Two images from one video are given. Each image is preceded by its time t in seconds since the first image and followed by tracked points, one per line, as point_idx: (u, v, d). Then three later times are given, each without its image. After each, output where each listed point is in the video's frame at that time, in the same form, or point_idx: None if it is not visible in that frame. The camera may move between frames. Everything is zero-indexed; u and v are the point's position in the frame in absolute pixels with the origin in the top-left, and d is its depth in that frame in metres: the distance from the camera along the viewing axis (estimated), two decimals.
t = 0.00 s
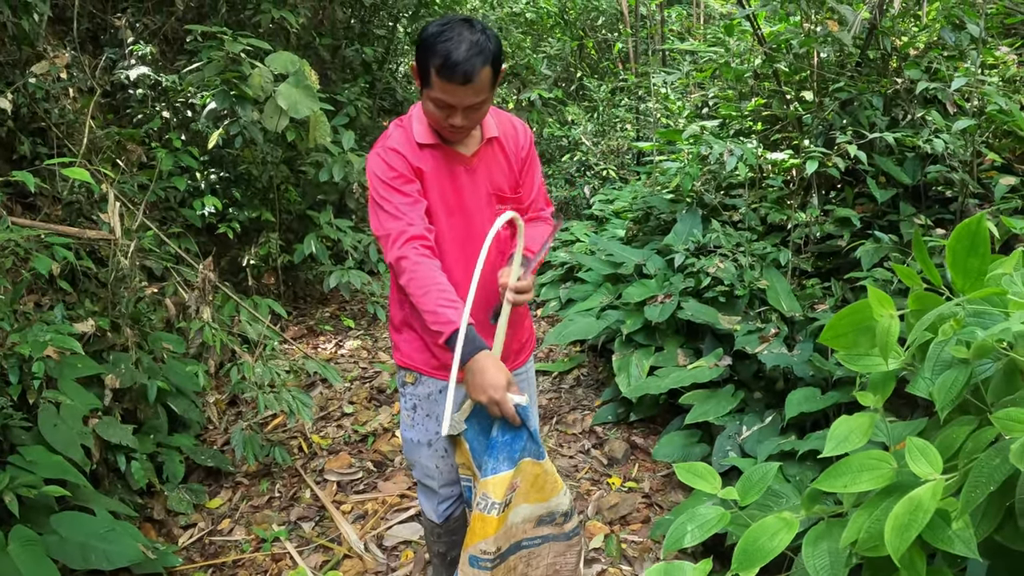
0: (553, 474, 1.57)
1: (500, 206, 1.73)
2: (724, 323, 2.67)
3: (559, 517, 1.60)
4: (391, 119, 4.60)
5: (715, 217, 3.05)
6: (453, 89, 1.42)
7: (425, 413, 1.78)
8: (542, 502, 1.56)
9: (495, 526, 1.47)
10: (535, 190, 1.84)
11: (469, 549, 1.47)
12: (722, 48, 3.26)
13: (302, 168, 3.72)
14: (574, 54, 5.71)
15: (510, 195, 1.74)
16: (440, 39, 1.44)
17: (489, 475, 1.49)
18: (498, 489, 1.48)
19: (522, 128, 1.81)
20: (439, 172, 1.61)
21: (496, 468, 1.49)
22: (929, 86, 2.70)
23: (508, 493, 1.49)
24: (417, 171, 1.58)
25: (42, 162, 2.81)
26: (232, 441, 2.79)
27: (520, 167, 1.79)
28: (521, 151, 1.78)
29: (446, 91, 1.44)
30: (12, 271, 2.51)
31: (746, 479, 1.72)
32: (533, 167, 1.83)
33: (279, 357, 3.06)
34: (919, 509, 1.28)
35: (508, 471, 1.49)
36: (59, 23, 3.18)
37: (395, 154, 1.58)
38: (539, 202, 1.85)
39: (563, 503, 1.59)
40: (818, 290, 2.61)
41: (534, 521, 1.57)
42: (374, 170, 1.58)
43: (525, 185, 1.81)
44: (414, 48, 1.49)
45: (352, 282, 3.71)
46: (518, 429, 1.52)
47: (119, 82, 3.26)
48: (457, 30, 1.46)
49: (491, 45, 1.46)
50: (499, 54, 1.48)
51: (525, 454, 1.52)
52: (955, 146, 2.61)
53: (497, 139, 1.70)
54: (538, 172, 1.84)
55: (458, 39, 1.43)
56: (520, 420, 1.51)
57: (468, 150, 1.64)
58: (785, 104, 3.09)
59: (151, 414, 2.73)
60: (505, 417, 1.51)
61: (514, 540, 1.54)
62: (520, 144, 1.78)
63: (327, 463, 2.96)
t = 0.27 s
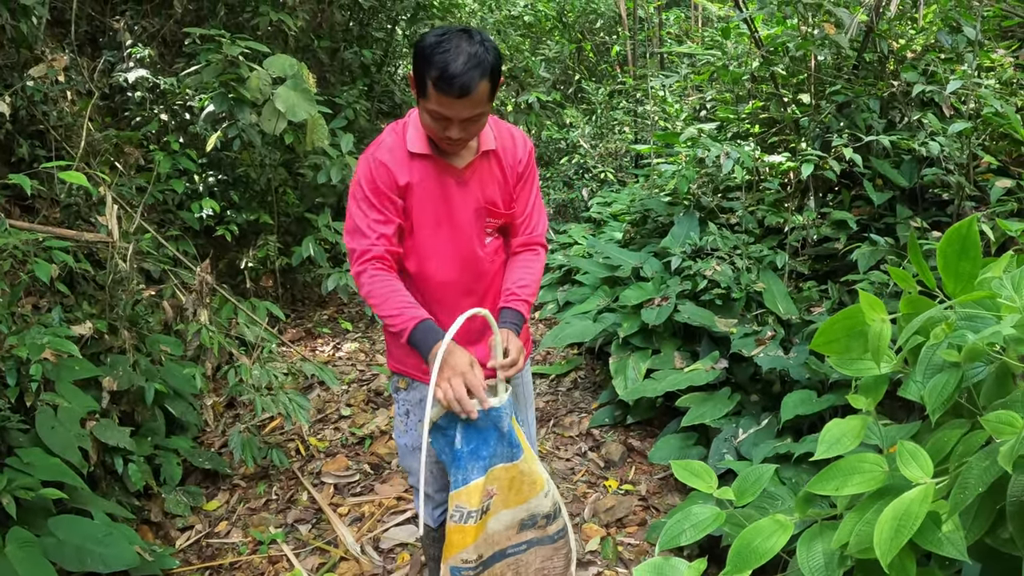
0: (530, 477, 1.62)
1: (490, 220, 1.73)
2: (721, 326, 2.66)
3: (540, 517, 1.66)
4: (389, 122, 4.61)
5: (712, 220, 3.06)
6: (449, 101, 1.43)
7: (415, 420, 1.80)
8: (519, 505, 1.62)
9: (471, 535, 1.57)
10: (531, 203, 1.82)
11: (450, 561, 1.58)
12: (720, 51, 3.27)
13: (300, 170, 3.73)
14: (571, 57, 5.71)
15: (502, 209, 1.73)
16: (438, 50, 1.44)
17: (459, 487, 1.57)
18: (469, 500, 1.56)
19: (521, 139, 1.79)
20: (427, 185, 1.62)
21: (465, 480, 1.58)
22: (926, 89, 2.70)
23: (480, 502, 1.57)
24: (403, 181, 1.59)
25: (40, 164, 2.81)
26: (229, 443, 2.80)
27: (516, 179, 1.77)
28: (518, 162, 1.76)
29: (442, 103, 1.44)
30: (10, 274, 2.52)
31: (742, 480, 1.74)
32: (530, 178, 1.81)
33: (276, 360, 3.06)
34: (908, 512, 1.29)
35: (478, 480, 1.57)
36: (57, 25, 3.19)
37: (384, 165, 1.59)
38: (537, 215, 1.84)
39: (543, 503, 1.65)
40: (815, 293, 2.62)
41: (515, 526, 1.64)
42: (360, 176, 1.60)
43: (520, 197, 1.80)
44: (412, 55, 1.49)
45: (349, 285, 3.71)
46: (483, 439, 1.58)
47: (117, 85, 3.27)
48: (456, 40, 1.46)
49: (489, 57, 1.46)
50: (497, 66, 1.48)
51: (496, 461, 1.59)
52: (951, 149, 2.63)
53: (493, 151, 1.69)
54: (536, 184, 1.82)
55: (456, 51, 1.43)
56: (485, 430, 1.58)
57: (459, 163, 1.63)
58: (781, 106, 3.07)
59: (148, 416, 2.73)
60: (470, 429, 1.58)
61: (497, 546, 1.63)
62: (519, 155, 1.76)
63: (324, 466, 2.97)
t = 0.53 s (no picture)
0: (519, 482, 1.63)
1: (485, 230, 1.72)
2: (720, 328, 2.66)
3: (531, 523, 1.66)
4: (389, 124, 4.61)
5: (711, 223, 3.05)
6: (455, 112, 1.43)
7: (408, 425, 1.81)
8: (511, 511, 1.62)
9: (463, 544, 1.58)
10: (530, 214, 1.80)
11: (443, 571, 1.59)
12: (718, 54, 3.27)
13: (299, 173, 3.73)
14: (570, 59, 5.72)
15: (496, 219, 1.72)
16: (441, 58, 1.44)
17: (449, 498, 1.59)
18: (460, 508, 1.58)
19: (523, 148, 1.77)
20: (416, 190, 1.63)
21: (454, 490, 1.59)
22: (925, 91, 2.70)
23: (472, 510, 1.58)
24: (393, 186, 1.62)
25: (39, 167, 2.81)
26: (228, 446, 2.79)
27: (514, 189, 1.75)
28: (518, 172, 1.75)
29: (447, 113, 1.44)
30: (8, 276, 2.51)
31: (738, 485, 1.74)
32: (530, 189, 1.79)
33: (275, 362, 3.06)
34: (906, 515, 1.28)
35: (467, 488, 1.59)
36: (56, 27, 3.19)
37: (373, 170, 1.61)
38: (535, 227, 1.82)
39: (533, 509, 1.65)
40: (814, 296, 2.61)
41: (508, 533, 1.63)
42: (352, 177, 1.63)
43: (519, 208, 1.79)
44: (416, 60, 1.49)
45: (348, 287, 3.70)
46: (471, 447, 1.60)
47: (116, 87, 3.27)
48: (461, 49, 1.45)
49: (492, 67, 1.45)
50: (501, 76, 1.48)
51: (486, 468, 1.60)
52: (950, 151, 2.61)
53: (491, 160, 1.68)
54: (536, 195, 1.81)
55: (460, 60, 1.43)
56: (472, 438, 1.59)
57: (454, 172, 1.63)
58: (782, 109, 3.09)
59: (146, 419, 2.73)
60: (458, 438, 1.60)
61: (491, 555, 1.62)
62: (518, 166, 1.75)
63: (322, 469, 2.96)
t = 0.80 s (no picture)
0: (515, 483, 1.62)
1: (482, 235, 1.72)
2: (719, 331, 2.64)
3: (528, 524, 1.65)
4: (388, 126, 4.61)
5: (711, 225, 3.05)
6: (451, 117, 1.42)
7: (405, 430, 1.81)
8: (507, 511, 1.61)
9: (459, 542, 1.57)
10: (528, 220, 1.80)
11: (439, 570, 1.58)
12: (718, 56, 3.27)
13: (298, 175, 3.72)
14: (569, 61, 5.73)
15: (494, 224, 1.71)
16: (438, 62, 1.45)
17: (445, 496, 1.58)
18: (456, 507, 1.57)
19: (523, 153, 1.76)
20: (412, 195, 1.63)
21: (451, 488, 1.59)
22: (925, 93, 2.70)
23: (468, 508, 1.58)
24: (388, 190, 1.62)
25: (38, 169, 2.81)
26: (226, 449, 2.79)
27: (512, 195, 1.75)
28: (516, 178, 1.74)
29: (443, 119, 1.43)
30: (6, 278, 2.51)
31: (740, 488, 1.73)
32: (529, 195, 1.79)
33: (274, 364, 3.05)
34: (907, 522, 1.28)
35: (464, 486, 1.58)
36: (55, 30, 3.19)
37: (369, 173, 1.61)
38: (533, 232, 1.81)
39: (530, 510, 1.64)
40: (813, 298, 2.60)
41: (503, 533, 1.62)
42: (347, 180, 1.63)
43: (517, 213, 1.78)
44: (414, 64, 1.49)
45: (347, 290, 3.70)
46: (467, 445, 1.60)
47: (115, 90, 3.27)
48: (457, 53, 1.46)
49: (489, 72, 1.45)
50: (498, 81, 1.47)
51: (482, 467, 1.60)
52: (950, 153, 2.60)
53: (489, 166, 1.67)
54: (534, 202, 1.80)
55: (456, 65, 1.43)
56: (468, 437, 1.59)
57: (450, 177, 1.63)
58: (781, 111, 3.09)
59: (145, 422, 2.72)
60: (454, 436, 1.60)
61: (487, 555, 1.60)
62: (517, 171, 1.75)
63: (321, 472, 2.95)
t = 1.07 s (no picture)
0: (507, 484, 1.64)
1: (485, 239, 1.72)
2: (720, 332, 2.64)
3: (521, 525, 1.67)
4: (388, 128, 4.61)
5: (711, 226, 3.05)
6: (454, 120, 1.42)
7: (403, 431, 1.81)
8: (499, 513, 1.63)
9: (452, 546, 1.58)
10: (529, 223, 1.81)
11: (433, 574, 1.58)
12: (718, 58, 3.27)
13: (298, 177, 3.72)
14: (569, 64, 5.73)
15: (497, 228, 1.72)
16: (441, 65, 1.44)
17: (436, 500, 1.58)
18: (447, 511, 1.57)
19: (525, 156, 1.76)
20: (418, 200, 1.62)
21: (441, 493, 1.58)
22: (925, 94, 2.70)
23: (460, 511, 1.59)
24: (395, 196, 1.60)
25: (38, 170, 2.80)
26: (227, 451, 2.78)
27: (515, 198, 1.75)
28: (519, 181, 1.74)
29: (446, 122, 1.43)
30: (6, 280, 2.51)
31: (741, 490, 1.73)
32: (530, 197, 1.79)
33: (274, 366, 3.05)
34: (913, 522, 1.27)
35: (454, 489, 1.58)
36: (56, 31, 3.19)
37: (375, 178, 1.59)
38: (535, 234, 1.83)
39: (522, 511, 1.67)
40: (814, 299, 2.61)
41: (496, 535, 1.65)
42: (352, 186, 1.60)
43: (519, 216, 1.79)
44: (416, 66, 1.48)
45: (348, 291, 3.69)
46: (456, 449, 1.59)
47: (115, 91, 3.27)
48: (460, 56, 1.45)
49: (492, 75, 1.45)
50: (501, 84, 1.47)
51: (471, 470, 1.60)
52: (951, 154, 2.60)
53: (492, 169, 1.67)
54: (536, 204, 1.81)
55: (459, 68, 1.43)
56: (456, 441, 1.59)
57: (455, 181, 1.62)
58: (781, 112, 3.09)
59: (145, 423, 2.72)
60: (442, 440, 1.59)
61: (480, 556, 1.63)
62: (520, 172, 1.75)
63: (322, 473, 2.95)
